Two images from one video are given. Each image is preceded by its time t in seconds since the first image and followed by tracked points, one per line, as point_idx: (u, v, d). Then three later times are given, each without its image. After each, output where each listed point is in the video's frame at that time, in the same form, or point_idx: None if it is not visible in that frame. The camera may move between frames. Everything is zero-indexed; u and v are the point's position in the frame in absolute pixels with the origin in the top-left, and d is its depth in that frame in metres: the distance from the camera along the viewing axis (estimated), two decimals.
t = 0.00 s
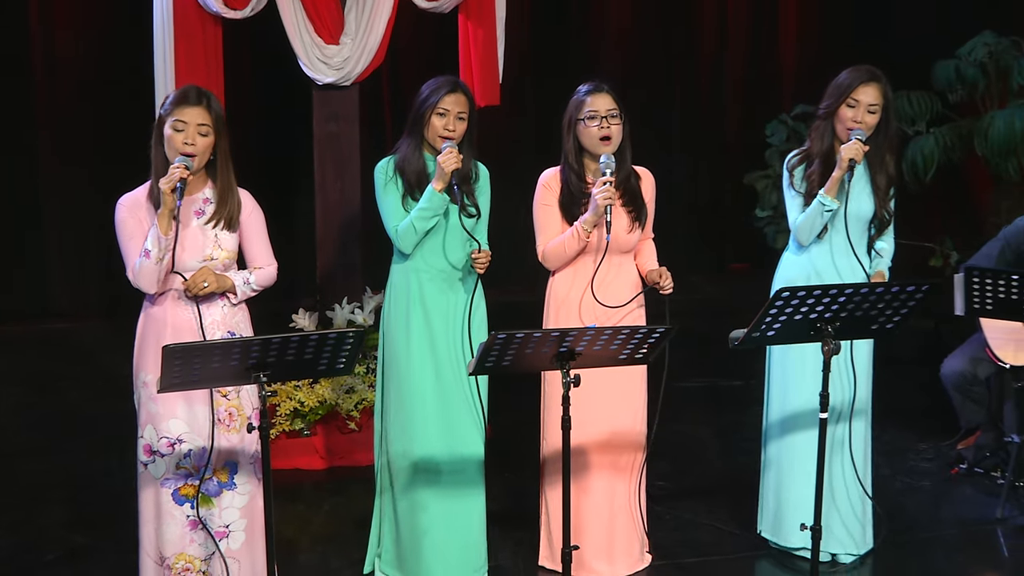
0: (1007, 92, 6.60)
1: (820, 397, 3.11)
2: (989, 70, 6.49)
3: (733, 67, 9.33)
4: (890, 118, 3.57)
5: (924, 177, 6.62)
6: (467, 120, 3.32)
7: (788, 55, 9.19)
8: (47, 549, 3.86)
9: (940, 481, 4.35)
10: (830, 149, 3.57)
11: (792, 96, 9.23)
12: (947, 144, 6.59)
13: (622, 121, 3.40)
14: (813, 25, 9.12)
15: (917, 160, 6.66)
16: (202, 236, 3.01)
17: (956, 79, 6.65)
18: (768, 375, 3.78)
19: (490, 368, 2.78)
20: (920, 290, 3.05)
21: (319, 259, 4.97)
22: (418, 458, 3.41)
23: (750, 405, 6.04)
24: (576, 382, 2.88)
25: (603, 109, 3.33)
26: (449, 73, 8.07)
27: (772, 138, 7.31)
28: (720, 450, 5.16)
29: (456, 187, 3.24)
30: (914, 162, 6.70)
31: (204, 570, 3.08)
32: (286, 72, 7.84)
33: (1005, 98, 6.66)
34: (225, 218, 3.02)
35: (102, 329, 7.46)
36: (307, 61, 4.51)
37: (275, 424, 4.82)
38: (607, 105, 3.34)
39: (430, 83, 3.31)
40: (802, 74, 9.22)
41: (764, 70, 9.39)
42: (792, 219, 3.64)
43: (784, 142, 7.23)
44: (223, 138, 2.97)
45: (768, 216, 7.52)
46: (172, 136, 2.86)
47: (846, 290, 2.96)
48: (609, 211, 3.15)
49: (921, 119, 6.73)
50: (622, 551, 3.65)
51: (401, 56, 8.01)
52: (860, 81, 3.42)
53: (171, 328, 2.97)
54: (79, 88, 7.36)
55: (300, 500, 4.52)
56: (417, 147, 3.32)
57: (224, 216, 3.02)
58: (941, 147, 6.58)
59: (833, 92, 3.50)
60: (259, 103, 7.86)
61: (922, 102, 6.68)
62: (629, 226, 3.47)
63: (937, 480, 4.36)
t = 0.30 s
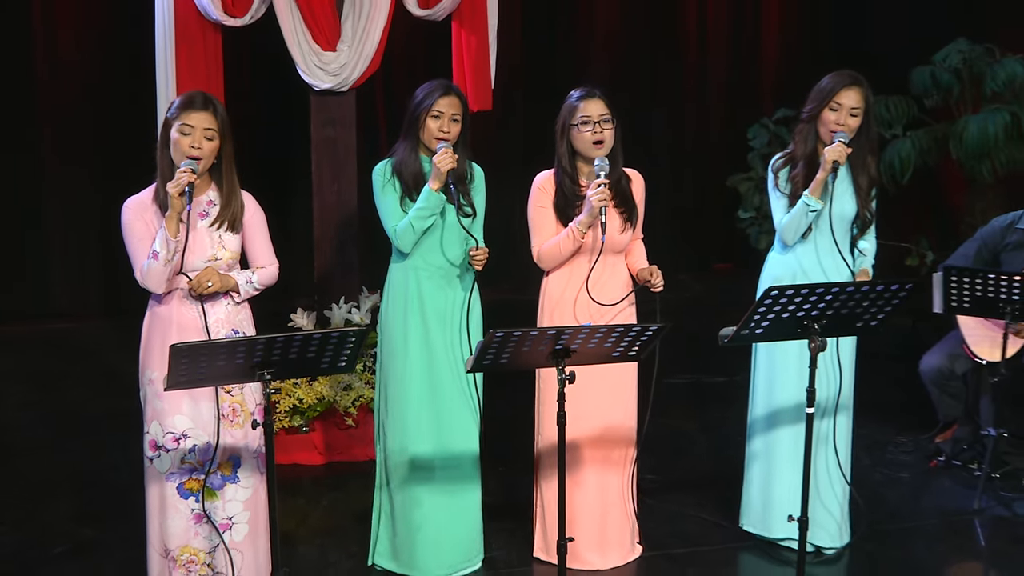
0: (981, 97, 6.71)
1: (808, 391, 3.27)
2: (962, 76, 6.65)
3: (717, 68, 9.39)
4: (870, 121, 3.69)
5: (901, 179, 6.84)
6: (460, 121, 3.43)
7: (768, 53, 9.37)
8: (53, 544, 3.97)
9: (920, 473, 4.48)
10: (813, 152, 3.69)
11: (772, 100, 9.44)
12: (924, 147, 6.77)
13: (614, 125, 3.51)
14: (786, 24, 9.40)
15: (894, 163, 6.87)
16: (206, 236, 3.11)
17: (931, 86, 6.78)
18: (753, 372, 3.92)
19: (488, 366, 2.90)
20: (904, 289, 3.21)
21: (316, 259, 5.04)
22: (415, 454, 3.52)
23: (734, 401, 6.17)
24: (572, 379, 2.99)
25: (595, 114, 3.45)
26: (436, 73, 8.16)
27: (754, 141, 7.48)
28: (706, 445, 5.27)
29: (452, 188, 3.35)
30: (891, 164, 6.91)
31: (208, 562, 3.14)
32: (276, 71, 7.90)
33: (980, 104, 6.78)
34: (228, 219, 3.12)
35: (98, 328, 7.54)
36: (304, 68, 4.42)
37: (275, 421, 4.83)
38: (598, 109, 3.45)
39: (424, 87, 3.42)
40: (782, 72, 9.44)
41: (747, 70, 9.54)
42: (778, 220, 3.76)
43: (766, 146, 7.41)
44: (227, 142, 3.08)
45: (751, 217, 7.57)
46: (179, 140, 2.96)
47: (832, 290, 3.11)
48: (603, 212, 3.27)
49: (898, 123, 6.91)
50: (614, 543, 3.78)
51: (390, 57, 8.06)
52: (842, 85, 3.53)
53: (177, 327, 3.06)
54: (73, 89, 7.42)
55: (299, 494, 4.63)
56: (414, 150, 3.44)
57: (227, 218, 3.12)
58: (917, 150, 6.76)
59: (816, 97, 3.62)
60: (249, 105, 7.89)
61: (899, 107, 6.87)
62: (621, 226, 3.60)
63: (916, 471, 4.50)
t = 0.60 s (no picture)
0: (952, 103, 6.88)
1: (792, 386, 3.36)
2: (935, 82, 6.81)
3: (699, 73, 9.16)
4: (850, 126, 3.82)
5: (876, 181, 6.91)
6: (453, 125, 3.55)
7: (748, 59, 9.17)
8: (60, 535, 4.12)
9: (897, 465, 4.60)
10: (795, 155, 3.81)
11: (752, 106, 9.25)
12: (898, 151, 6.86)
13: (603, 129, 3.64)
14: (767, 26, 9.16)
15: (869, 166, 6.93)
16: (211, 237, 3.22)
17: (905, 91, 6.91)
18: (738, 366, 4.05)
19: (483, 363, 3.03)
20: (885, 287, 3.37)
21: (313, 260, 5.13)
22: (411, 449, 3.66)
23: (718, 396, 6.30)
24: (564, 375, 3.12)
25: (585, 119, 3.57)
26: (424, 77, 8.14)
27: (735, 146, 7.57)
28: (691, 440, 5.38)
29: (445, 190, 3.47)
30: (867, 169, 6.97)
31: (211, 552, 3.27)
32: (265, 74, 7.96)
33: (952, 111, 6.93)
34: (231, 220, 3.24)
35: (97, 327, 7.67)
36: (301, 75, 4.51)
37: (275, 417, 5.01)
38: (588, 114, 3.57)
39: (418, 91, 3.54)
40: (763, 74, 9.24)
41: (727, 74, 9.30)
42: (762, 220, 3.88)
43: (747, 150, 7.51)
44: (229, 146, 3.20)
45: (732, 219, 7.65)
46: (185, 144, 3.07)
47: (816, 288, 3.26)
48: (594, 213, 3.40)
49: (872, 127, 7.01)
50: (604, 533, 3.91)
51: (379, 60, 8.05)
52: (822, 90, 3.66)
53: (185, 325, 3.17)
54: (68, 93, 7.52)
55: (296, 488, 4.75)
56: (409, 153, 3.56)
57: (230, 219, 3.25)
58: (892, 154, 6.85)
59: (796, 102, 3.74)
60: (238, 108, 7.94)
61: (874, 112, 7.01)
62: (611, 226, 3.73)
63: (894, 463, 4.62)
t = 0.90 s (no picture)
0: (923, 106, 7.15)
1: (776, 381, 3.50)
2: (907, 88, 7.06)
3: (680, 76, 9.23)
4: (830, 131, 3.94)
5: (851, 183, 7.34)
6: (446, 132, 3.68)
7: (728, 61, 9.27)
8: (64, 528, 4.25)
9: (874, 456, 4.75)
10: (777, 159, 3.93)
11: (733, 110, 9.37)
12: (872, 154, 7.24)
13: (591, 135, 3.76)
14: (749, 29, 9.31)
15: (845, 169, 7.30)
16: (214, 238, 3.34)
17: (879, 97, 7.14)
18: (722, 361, 4.18)
19: (478, 359, 3.15)
20: (864, 286, 3.50)
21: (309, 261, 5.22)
22: (406, 443, 3.79)
23: (701, 390, 6.44)
24: (556, 371, 3.24)
25: (573, 125, 3.69)
26: (416, 85, 8.25)
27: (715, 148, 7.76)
28: (676, 433, 5.52)
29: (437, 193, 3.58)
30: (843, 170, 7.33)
31: (214, 544, 3.40)
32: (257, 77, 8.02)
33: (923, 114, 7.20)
34: (232, 222, 3.37)
35: (96, 326, 7.80)
36: (297, 81, 4.64)
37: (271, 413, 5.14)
38: (576, 121, 3.70)
39: (413, 98, 3.67)
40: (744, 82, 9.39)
41: (708, 76, 9.42)
42: (744, 221, 4.01)
43: (726, 153, 7.68)
44: (229, 151, 3.32)
45: (712, 219, 7.82)
46: (188, 149, 3.19)
47: (799, 286, 3.39)
48: (582, 216, 3.53)
49: (847, 131, 7.32)
50: (592, 524, 4.05)
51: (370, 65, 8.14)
52: (803, 97, 3.77)
53: (189, 324, 3.29)
54: (66, 98, 7.61)
55: (292, 482, 4.88)
56: (404, 159, 3.69)
57: (231, 220, 3.37)
58: (866, 157, 7.24)
59: (778, 108, 3.85)
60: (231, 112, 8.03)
61: (848, 117, 7.28)
62: (599, 227, 3.86)
63: (871, 454, 4.76)
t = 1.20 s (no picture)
0: (896, 112, 7.34)
1: (759, 376, 3.60)
2: (880, 93, 7.24)
3: (662, 82, 9.48)
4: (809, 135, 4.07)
5: (827, 186, 7.41)
6: (440, 137, 3.80)
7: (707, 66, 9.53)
8: (69, 522, 4.38)
9: (851, 448, 4.90)
10: (758, 161, 4.06)
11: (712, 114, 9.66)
12: (847, 157, 7.37)
13: (579, 138, 3.90)
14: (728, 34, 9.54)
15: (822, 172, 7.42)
16: (216, 240, 3.47)
17: (853, 102, 7.34)
18: (705, 357, 4.34)
19: (472, 355, 3.27)
20: (844, 283, 3.64)
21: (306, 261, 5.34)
22: (403, 437, 3.92)
23: (684, 385, 6.60)
24: (548, 367, 3.36)
25: (562, 130, 3.83)
26: (408, 92, 8.38)
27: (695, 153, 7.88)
28: (660, 427, 5.68)
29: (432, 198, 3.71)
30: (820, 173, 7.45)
31: (219, 536, 3.53)
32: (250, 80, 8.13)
33: (896, 119, 7.37)
34: (233, 224, 3.50)
35: (97, 326, 7.93)
36: (293, 87, 4.76)
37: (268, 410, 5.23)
38: (565, 125, 3.83)
39: (409, 104, 3.79)
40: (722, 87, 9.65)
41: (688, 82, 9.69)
42: (727, 222, 4.15)
43: (706, 157, 7.82)
44: (229, 156, 3.46)
45: (694, 220, 7.97)
46: (191, 154, 3.31)
47: (782, 283, 3.52)
48: (571, 217, 3.66)
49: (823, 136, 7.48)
50: (581, 514, 4.20)
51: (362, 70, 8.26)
52: (785, 102, 3.90)
53: (194, 323, 3.41)
54: (66, 102, 7.73)
55: (290, 476, 5.02)
56: (400, 162, 3.82)
57: (232, 222, 3.51)
58: (841, 160, 7.34)
59: (761, 112, 3.99)
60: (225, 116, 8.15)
61: (823, 122, 7.43)
62: (588, 228, 4.00)
63: (848, 446, 4.92)
